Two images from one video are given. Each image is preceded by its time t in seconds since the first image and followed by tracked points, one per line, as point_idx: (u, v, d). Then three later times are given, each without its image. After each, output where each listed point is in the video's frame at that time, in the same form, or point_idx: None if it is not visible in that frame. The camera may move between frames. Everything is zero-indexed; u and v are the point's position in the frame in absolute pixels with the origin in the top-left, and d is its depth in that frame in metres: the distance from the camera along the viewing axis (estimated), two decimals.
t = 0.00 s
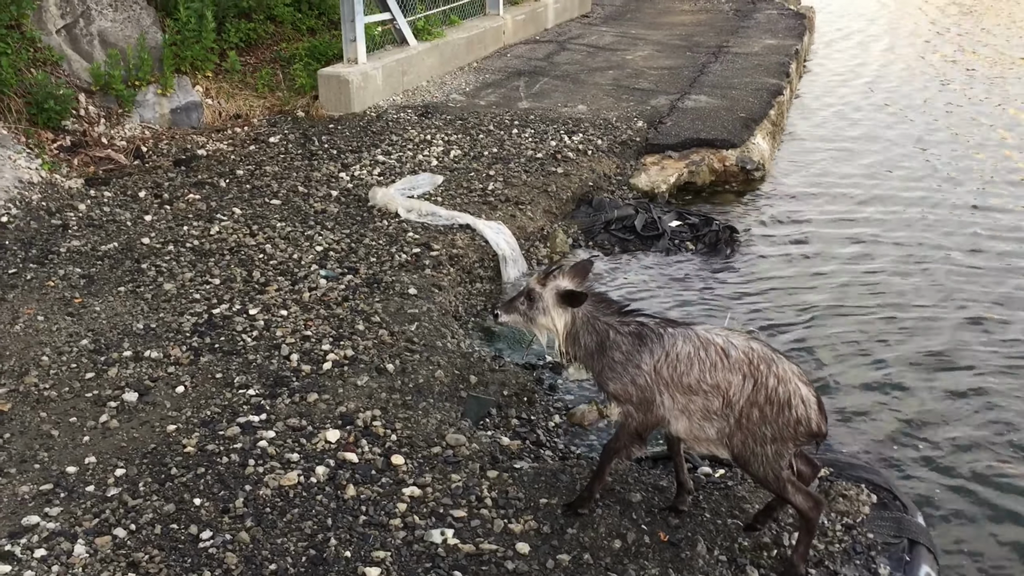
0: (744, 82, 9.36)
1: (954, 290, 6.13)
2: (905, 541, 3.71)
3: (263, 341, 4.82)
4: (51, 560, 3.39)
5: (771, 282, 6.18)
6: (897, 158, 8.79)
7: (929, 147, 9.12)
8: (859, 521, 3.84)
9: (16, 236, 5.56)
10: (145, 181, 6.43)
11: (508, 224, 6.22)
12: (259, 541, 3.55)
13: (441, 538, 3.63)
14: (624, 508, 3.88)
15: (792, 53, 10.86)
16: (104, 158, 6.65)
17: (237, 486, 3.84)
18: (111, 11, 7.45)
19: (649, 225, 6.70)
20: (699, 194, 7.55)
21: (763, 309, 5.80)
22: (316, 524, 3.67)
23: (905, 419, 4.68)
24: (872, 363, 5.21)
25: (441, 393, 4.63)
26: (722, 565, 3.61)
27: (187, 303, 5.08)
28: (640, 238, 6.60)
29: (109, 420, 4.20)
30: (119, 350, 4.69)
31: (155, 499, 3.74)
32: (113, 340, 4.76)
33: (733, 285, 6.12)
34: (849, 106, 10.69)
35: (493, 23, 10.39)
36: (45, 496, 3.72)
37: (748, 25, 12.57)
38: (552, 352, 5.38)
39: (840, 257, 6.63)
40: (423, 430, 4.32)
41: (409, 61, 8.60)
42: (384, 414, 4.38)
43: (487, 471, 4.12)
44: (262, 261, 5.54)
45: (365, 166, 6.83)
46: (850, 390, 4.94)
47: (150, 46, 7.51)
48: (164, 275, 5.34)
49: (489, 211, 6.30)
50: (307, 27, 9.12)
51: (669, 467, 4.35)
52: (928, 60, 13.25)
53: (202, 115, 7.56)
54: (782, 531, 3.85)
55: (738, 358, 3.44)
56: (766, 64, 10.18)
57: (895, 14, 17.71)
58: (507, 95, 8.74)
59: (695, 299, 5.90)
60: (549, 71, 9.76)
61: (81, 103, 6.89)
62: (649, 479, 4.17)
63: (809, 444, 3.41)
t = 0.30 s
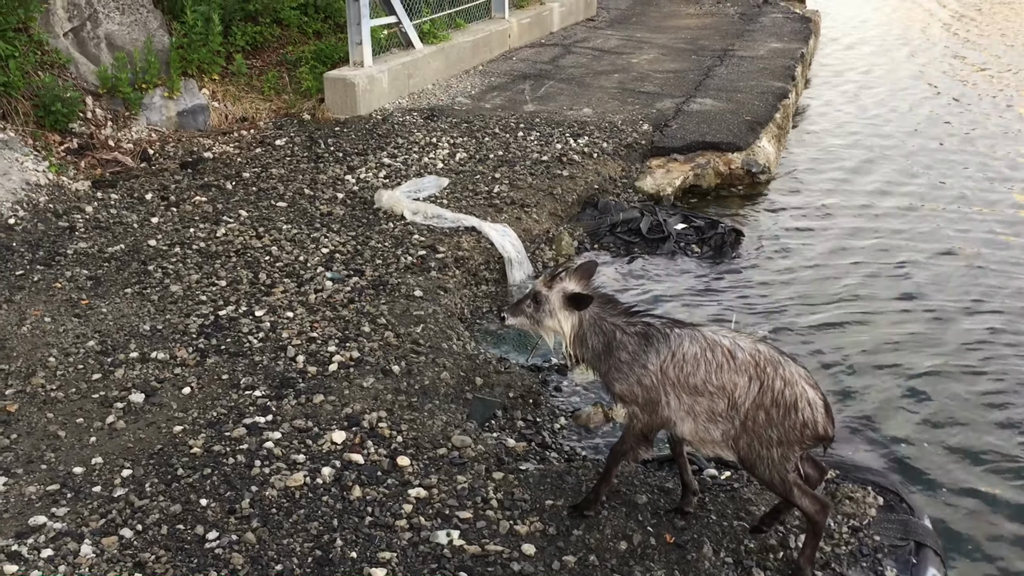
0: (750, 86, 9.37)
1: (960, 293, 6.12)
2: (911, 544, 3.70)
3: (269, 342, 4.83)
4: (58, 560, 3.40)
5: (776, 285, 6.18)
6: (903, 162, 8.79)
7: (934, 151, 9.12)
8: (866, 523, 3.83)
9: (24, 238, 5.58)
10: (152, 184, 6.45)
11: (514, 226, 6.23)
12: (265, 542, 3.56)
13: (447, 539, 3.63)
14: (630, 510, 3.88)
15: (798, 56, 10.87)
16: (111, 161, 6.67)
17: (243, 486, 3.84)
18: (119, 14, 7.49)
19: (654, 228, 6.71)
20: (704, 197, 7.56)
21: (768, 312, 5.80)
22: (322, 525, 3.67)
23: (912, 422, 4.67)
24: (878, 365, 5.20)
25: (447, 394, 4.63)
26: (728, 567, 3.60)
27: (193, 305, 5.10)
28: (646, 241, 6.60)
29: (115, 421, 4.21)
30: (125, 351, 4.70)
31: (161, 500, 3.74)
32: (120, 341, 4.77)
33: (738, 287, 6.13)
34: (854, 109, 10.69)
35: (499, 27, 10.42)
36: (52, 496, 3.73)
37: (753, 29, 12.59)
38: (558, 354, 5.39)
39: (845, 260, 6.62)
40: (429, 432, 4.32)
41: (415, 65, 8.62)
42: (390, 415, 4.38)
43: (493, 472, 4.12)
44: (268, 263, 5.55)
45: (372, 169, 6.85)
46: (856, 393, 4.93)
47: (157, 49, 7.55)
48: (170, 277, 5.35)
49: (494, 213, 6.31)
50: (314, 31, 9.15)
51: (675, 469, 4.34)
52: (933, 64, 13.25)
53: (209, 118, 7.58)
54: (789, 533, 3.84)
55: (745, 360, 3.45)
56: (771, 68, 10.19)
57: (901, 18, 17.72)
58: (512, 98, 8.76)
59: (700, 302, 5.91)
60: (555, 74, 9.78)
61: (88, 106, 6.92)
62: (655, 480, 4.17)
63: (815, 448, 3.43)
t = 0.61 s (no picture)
0: (754, 86, 9.36)
1: (965, 295, 6.10)
2: (915, 545, 3.69)
3: (273, 342, 4.83)
4: (62, 559, 3.40)
5: (781, 286, 6.17)
6: (908, 163, 8.77)
7: (940, 152, 9.10)
8: (870, 525, 3.81)
9: (29, 238, 5.60)
10: (157, 184, 6.47)
11: (518, 227, 6.23)
12: (269, 542, 3.56)
13: (451, 539, 3.63)
14: (634, 511, 3.87)
15: (803, 57, 10.85)
16: (116, 161, 6.69)
17: (247, 486, 3.85)
18: (124, 15, 7.51)
19: (658, 229, 6.70)
20: (708, 198, 7.55)
21: (772, 312, 5.79)
22: (326, 525, 3.67)
23: (916, 424, 4.66)
24: (883, 367, 5.19)
25: (451, 395, 4.63)
26: (732, 568, 3.59)
27: (198, 305, 5.11)
28: (650, 241, 6.59)
29: (120, 420, 4.21)
30: (130, 351, 4.71)
31: (165, 500, 3.75)
32: (125, 341, 4.78)
33: (742, 288, 6.12)
34: (860, 110, 10.67)
35: (504, 28, 10.43)
36: (57, 496, 3.74)
37: (758, 30, 12.57)
38: (562, 355, 5.39)
39: (850, 261, 6.61)
40: (433, 432, 4.32)
41: (420, 65, 8.63)
42: (394, 416, 4.38)
43: (497, 473, 4.12)
44: (273, 263, 5.56)
45: (376, 169, 6.85)
46: (861, 394, 4.91)
47: (163, 49, 7.56)
48: (175, 277, 5.36)
49: (499, 213, 6.31)
50: (319, 31, 9.17)
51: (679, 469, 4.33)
52: (939, 65, 13.22)
53: (214, 118, 7.60)
54: (794, 534, 3.81)
55: (749, 362, 3.44)
56: (776, 68, 10.18)
57: (906, 18, 17.69)
58: (517, 99, 8.76)
59: (704, 303, 5.90)
60: (559, 75, 9.79)
61: (93, 106, 6.94)
62: (658, 480, 4.16)
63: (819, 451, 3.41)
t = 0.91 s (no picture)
0: (760, 86, 9.34)
1: (971, 295, 6.08)
2: (921, 545, 3.68)
3: (279, 341, 4.84)
4: (68, 556, 3.41)
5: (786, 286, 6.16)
6: (914, 163, 8.75)
7: (946, 152, 9.08)
8: (876, 524, 3.80)
9: (35, 236, 5.61)
10: (163, 182, 6.48)
11: (523, 226, 6.22)
12: (274, 539, 3.56)
13: (456, 537, 3.63)
14: (639, 509, 3.86)
15: (808, 57, 10.83)
16: (122, 160, 6.70)
17: (252, 484, 3.85)
18: (130, 14, 7.52)
19: (663, 228, 6.70)
20: (714, 197, 7.54)
21: (777, 312, 5.78)
22: (331, 522, 3.68)
23: (921, 424, 4.65)
24: (889, 367, 5.17)
25: (457, 393, 4.63)
26: (737, 567, 3.58)
27: (203, 303, 5.12)
28: (655, 241, 6.59)
29: (126, 418, 4.22)
30: (136, 349, 4.71)
31: (171, 497, 3.75)
32: (130, 339, 4.78)
33: (747, 288, 6.11)
34: (866, 110, 10.66)
35: (509, 27, 10.43)
36: (63, 492, 3.75)
37: (764, 29, 12.55)
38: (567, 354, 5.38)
39: (856, 260, 6.60)
40: (438, 430, 4.32)
41: (425, 64, 8.63)
42: (399, 414, 4.39)
43: (502, 471, 4.12)
44: (278, 262, 5.57)
45: (381, 168, 6.86)
46: (867, 394, 4.90)
47: (168, 47, 7.58)
48: (180, 275, 5.37)
49: (504, 212, 6.31)
50: (324, 30, 9.17)
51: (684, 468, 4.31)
52: (945, 65, 13.20)
53: (219, 117, 7.61)
54: (799, 533, 3.80)
55: (734, 361, 3.41)
56: (782, 68, 10.17)
57: (912, 18, 17.65)
58: (522, 98, 8.76)
59: (709, 302, 5.89)
60: (564, 74, 9.78)
61: (99, 105, 6.96)
62: (663, 478, 4.16)
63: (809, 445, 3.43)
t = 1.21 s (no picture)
0: (766, 86, 9.33)
1: (977, 296, 6.07)
2: (927, 546, 3.67)
3: (284, 340, 4.84)
4: (74, 555, 3.41)
5: (792, 286, 6.14)
6: (920, 163, 8.74)
7: (952, 152, 9.06)
8: (882, 525, 3.79)
9: (41, 236, 5.63)
10: (168, 182, 6.49)
11: (528, 226, 6.22)
12: (280, 538, 3.57)
13: (461, 537, 3.63)
14: (644, 509, 3.85)
15: (814, 57, 10.81)
16: (128, 159, 6.71)
17: (258, 483, 3.85)
18: (136, 13, 7.53)
19: (669, 228, 6.69)
20: (719, 197, 7.53)
21: (783, 313, 5.77)
22: (336, 522, 3.68)
23: (927, 425, 4.64)
24: (895, 369, 5.16)
25: (462, 393, 4.63)
26: (742, 568, 3.57)
27: (209, 302, 5.12)
28: (661, 241, 6.58)
29: (132, 417, 4.23)
30: (141, 348, 4.72)
31: (177, 496, 3.76)
32: (136, 338, 4.79)
33: (752, 288, 6.10)
34: (871, 109, 10.64)
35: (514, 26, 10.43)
36: (68, 492, 3.76)
37: (770, 30, 12.53)
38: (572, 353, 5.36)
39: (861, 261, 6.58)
40: (443, 430, 4.32)
41: (430, 64, 8.63)
42: (404, 414, 4.39)
43: (507, 471, 4.11)
44: (283, 261, 5.57)
45: (386, 168, 6.86)
46: (873, 395, 4.89)
47: (174, 47, 7.59)
48: (186, 274, 5.38)
49: (509, 212, 6.30)
50: (329, 30, 9.18)
51: (689, 468, 4.29)
52: (951, 65, 13.18)
53: (225, 117, 7.62)
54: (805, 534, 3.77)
55: (695, 352, 3.36)
56: (787, 68, 10.15)
57: (917, 18, 17.61)
58: (527, 98, 8.76)
59: (714, 303, 5.88)
60: (569, 74, 9.78)
61: (105, 104, 6.97)
62: (668, 478, 4.14)
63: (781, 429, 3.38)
